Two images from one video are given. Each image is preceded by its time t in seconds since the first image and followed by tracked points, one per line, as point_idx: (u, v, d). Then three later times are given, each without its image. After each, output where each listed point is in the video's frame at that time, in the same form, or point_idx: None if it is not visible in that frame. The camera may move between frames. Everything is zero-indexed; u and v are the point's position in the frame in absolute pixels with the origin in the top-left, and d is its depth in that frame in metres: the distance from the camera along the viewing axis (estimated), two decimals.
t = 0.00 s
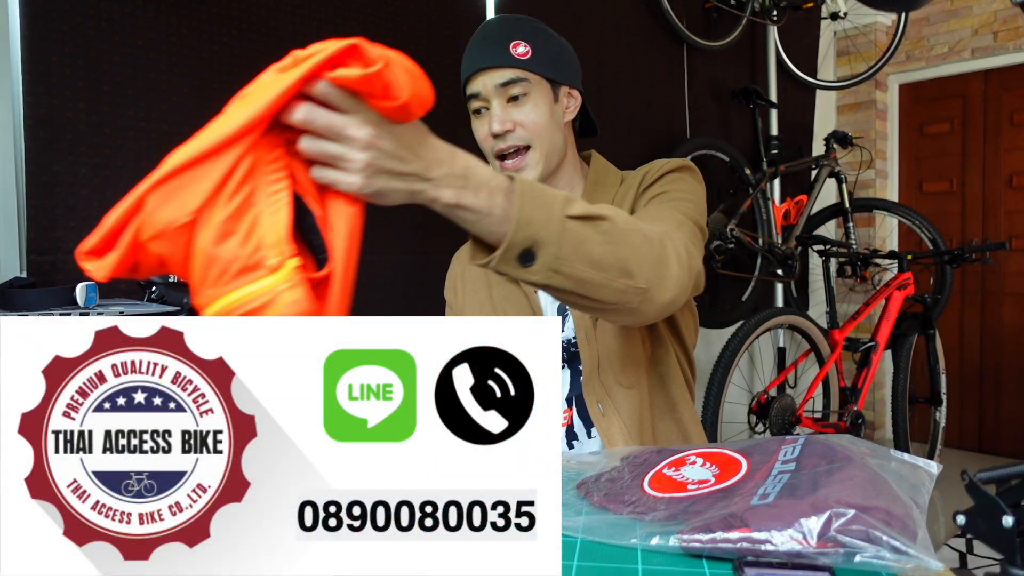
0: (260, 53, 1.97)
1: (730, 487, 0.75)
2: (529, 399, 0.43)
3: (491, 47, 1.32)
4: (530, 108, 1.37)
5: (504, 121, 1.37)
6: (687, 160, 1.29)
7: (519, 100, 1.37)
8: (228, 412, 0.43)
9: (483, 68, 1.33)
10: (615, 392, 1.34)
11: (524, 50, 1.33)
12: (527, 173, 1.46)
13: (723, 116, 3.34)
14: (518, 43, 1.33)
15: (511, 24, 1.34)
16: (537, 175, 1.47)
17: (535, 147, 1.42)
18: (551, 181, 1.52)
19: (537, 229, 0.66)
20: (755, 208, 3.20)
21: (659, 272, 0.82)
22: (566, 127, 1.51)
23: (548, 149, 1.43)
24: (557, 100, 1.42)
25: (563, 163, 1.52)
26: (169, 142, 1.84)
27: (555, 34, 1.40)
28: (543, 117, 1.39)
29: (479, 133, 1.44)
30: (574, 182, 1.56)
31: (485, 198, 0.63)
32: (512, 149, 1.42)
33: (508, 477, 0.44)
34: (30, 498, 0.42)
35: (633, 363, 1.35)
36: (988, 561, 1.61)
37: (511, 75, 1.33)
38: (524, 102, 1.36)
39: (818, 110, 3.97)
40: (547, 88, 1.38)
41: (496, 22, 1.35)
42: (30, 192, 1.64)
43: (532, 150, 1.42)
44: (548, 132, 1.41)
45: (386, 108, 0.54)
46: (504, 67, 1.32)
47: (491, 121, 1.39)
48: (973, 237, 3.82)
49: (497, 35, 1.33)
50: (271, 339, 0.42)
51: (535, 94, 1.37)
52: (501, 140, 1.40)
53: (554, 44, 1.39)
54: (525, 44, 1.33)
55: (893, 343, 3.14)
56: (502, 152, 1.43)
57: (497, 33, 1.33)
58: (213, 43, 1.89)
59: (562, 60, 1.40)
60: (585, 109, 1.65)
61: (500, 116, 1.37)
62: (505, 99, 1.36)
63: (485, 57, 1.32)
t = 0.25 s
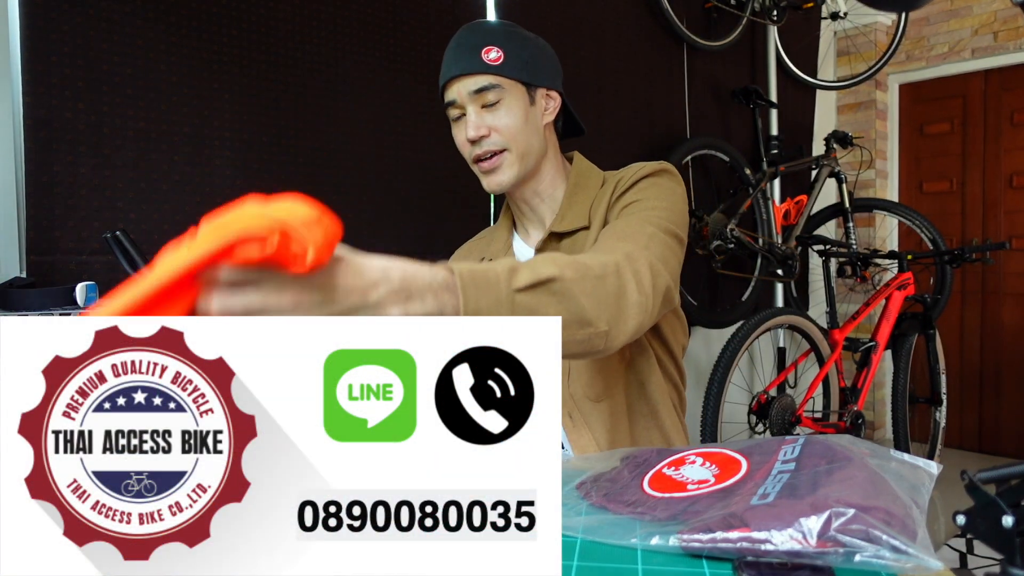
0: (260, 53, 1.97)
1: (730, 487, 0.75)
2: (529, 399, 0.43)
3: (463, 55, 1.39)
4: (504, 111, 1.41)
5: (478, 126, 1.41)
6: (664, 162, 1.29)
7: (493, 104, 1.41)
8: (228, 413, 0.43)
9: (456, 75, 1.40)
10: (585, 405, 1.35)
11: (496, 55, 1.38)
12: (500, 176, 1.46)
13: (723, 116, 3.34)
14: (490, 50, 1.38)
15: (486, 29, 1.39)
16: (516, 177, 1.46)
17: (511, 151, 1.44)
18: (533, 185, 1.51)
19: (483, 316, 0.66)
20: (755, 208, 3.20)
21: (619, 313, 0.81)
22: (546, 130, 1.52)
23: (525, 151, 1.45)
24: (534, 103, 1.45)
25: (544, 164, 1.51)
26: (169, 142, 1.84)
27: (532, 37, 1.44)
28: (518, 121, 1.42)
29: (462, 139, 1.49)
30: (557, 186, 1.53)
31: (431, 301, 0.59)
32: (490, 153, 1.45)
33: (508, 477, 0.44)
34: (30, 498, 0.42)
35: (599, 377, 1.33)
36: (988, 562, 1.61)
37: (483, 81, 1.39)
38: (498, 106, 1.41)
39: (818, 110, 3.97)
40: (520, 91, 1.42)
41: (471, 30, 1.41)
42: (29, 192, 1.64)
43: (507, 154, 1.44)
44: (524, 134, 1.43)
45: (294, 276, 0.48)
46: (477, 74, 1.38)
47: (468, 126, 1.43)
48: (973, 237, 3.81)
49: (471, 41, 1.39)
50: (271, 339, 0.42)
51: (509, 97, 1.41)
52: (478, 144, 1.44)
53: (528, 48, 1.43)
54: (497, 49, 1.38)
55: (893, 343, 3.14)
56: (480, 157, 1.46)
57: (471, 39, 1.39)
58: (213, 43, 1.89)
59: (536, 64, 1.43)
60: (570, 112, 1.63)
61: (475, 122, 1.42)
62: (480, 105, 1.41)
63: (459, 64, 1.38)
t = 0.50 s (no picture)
0: (259, 54, 1.97)
1: (730, 487, 0.75)
2: (529, 399, 0.43)
3: (441, 67, 1.28)
4: (489, 124, 1.32)
5: (463, 142, 1.32)
6: (657, 167, 1.31)
7: (477, 117, 1.32)
8: (228, 413, 0.43)
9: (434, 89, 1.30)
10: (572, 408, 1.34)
11: (477, 68, 1.28)
12: (489, 189, 1.39)
13: (723, 116, 3.33)
14: (471, 63, 1.28)
15: (463, 39, 1.29)
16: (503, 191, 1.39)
17: (497, 164, 1.36)
18: (521, 194, 1.44)
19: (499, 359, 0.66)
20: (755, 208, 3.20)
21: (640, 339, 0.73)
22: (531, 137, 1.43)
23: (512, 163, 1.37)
24: (518, 113, 1.36)
25: (530, 170, 1.44)
26: (169, 142, 1.84)
27: (512, 42, 1.34)
28: (503, 133, 1.33)
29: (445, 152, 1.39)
30: (546, 189, 1.47)
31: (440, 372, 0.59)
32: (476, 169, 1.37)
33: (508, 477, 0.44)
34: (30, 498, 0.42)
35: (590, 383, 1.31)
36: (988, 562, 1.61)
37: (465, 95, 1.29)
38: (481, 120, 1.32)
39: (818, 110, 3.97)
40: (504, 102, 1.32)
41: (447, 38, 1.30)
42: (30, 192, 1.64)
43: (494, 167, 1.36)
44: (510, 146, 1.35)
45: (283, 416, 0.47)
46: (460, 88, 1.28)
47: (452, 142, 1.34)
48: (973, 237, 3.81)
49: (449, 53, 1.28)
50: (271, 340, 0.42)
51: (493, 109, 1.31)
52: (463, 161, 1.35)
53: (508, 54, 1.33)
54: (476, 62, 1.28)
55: (893, 343, 3.14)
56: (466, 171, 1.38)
57: (449, 51, 1.28)
58: (212, 43, 1.89)
59: (519, 71, 1.34)
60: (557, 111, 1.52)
61: (459, 138, 1.32)
62: (463, 119, 1.32)
63: (441, 78, 1.28)
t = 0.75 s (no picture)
0: (260, 54, 1.97)
1: (730, 487, 0.75)
2: (529, 399, 0.43)
3: (467, 50, 1.30)
4: (508, 111, 1.31)
5: (479, 126, 1.31)
6: (672, 167, 1.31)
7: (497, 103, 1.32)
8: (228, 413, 0.43)
9: (456, 72, 1.31)
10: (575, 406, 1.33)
11: (503, 54, 1.30)
12: (501, 178, 1.36)
13: (723, 116, 3.33)
14: (497, 48, 1.29)
15: (493, 25, 1.31)
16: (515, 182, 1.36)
17: (512, 155, 1.34)
18: (534, 186, 1.42)
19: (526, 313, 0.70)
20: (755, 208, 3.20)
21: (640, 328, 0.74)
22: (551, 133, 1.43)
23: (526, 156, 1.35)
24: (538, 106, 1.36)
25: (547, 164, 1.42)
26: (169, 142, 1.83)
27: (538, 36, 1.36)
28: (522, 122, 1.32)
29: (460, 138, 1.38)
30: (561, 185, 1.45)
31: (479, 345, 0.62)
32: (489, 157, 1.35)
33: (508, 477, 0.44)
34: (30, 498, 0.42)
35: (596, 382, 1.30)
36: (987, 562, 1.60)
37: (488, 78, 1.30)
38: (502, 106, 1.32)
39: (818, 110, 3.97)
40: (527, 92, 1.33)
41: (476, 25, 1.32)
42: (30, 192, 1.64)
43: (507, 157, 1.34)
44: (527, 136, 1.34)
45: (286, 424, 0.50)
46: (483, 71, 1.29)
47: (469, 125, 1.33)
48: (973, 238, 3.81)
49: (477, 37, 1.30)
50: (272, 339, 0.43)
51: (514, 96, 1.32)
52: (477, 145, 1.33)
53: (534, 47, 1.35)
54: (503, 48, 1.30)
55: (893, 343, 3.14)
56: (479, 158, 1.36)
57: (478, 35, 1.30)
58: (212, 42, 1.89)
59: (544, 65, 1.36)
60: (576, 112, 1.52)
61: (476, 121, 1.32)
62: (483, 104, 1.32)
63: (464, 59, 1.30)
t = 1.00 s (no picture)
0: (260, 54, 1.97)
1: (720, 490, 0.70)
2: (529, 399, 0.43)
3: (612, 43, 1.36)
4: (628, 110, 1.37)
5: (598, 115, 1.36)
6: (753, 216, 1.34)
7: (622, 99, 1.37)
8: (228, 412, 0.43)
9: (599, 61, 1.37)
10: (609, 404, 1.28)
11: (642, 56, 1.36)
12: (599, 167, 1.40)
13: (724, 116, 3.34)
14: (637, 50, 1.36)
15: (643, 28, 1.36)
16: (610, 176, 1.40)
17: (616, 150, 1.37)
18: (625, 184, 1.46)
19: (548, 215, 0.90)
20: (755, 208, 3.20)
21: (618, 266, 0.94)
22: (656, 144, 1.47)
23: (629, 157, 1.39)
24: (656, 114, 1.41)
25: (643, 171, 1.46)
26: (169, 142, 1.83)
27: (682, 53, 1.42)
28: (635, 125, 1.37)
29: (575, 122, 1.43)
30: (646, 195, 1.48)
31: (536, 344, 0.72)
32: (596, 145, 1.39)
33: (508, 477, 0.44)
34: (30, 498, 0.42)
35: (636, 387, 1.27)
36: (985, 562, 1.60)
37: (621, 76, 1.36)
38: (624, 104, 1.37)
39: (818, 110, 3.98)
40: (650, 100, 1.38)
41: (629, 21, 1.38)
42: (30, 192, 1.65)
43: (612, 151, 1.38)
44: (635, 140, 1.38)
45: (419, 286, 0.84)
46: (619, 67, 1.35)
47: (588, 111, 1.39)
48: (973, 237, 3.81)
49: (628, 35, 1.36)
50: (271, 340, 0.43)
51: (639, 99, 1.37)
52: (589, 131, 1.38)
53: (675, 61, 1.41)
54: (643, 50, 1.36)
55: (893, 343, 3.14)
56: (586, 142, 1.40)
57: (628, 34, 1.36)
58: (212, 43, 1.89)
59: (672, 79, 1.40)
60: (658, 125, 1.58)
61: (598, 108, 1.37)
62: (608, 96, 1.37)
63: (605, 51, 1.36)
